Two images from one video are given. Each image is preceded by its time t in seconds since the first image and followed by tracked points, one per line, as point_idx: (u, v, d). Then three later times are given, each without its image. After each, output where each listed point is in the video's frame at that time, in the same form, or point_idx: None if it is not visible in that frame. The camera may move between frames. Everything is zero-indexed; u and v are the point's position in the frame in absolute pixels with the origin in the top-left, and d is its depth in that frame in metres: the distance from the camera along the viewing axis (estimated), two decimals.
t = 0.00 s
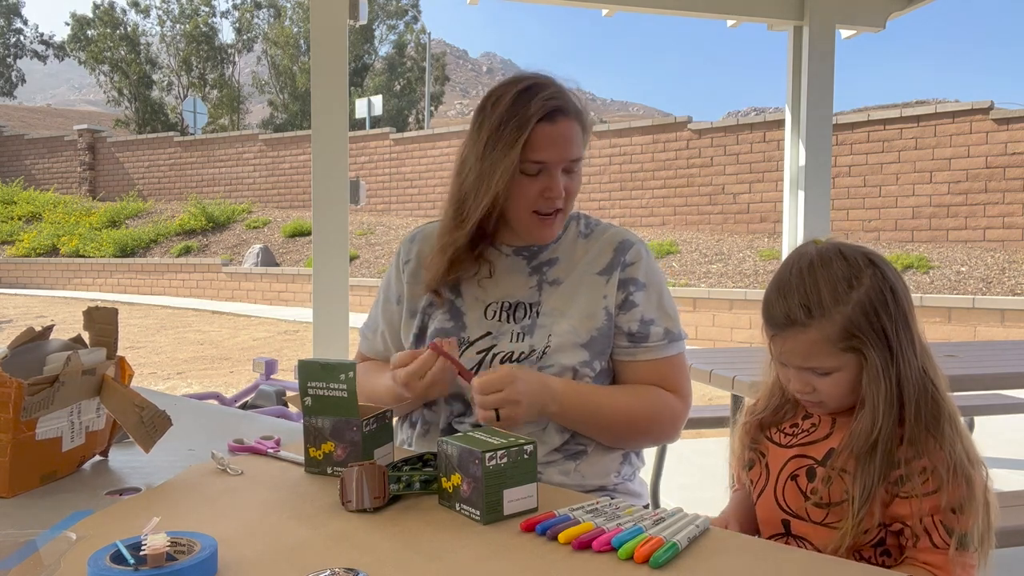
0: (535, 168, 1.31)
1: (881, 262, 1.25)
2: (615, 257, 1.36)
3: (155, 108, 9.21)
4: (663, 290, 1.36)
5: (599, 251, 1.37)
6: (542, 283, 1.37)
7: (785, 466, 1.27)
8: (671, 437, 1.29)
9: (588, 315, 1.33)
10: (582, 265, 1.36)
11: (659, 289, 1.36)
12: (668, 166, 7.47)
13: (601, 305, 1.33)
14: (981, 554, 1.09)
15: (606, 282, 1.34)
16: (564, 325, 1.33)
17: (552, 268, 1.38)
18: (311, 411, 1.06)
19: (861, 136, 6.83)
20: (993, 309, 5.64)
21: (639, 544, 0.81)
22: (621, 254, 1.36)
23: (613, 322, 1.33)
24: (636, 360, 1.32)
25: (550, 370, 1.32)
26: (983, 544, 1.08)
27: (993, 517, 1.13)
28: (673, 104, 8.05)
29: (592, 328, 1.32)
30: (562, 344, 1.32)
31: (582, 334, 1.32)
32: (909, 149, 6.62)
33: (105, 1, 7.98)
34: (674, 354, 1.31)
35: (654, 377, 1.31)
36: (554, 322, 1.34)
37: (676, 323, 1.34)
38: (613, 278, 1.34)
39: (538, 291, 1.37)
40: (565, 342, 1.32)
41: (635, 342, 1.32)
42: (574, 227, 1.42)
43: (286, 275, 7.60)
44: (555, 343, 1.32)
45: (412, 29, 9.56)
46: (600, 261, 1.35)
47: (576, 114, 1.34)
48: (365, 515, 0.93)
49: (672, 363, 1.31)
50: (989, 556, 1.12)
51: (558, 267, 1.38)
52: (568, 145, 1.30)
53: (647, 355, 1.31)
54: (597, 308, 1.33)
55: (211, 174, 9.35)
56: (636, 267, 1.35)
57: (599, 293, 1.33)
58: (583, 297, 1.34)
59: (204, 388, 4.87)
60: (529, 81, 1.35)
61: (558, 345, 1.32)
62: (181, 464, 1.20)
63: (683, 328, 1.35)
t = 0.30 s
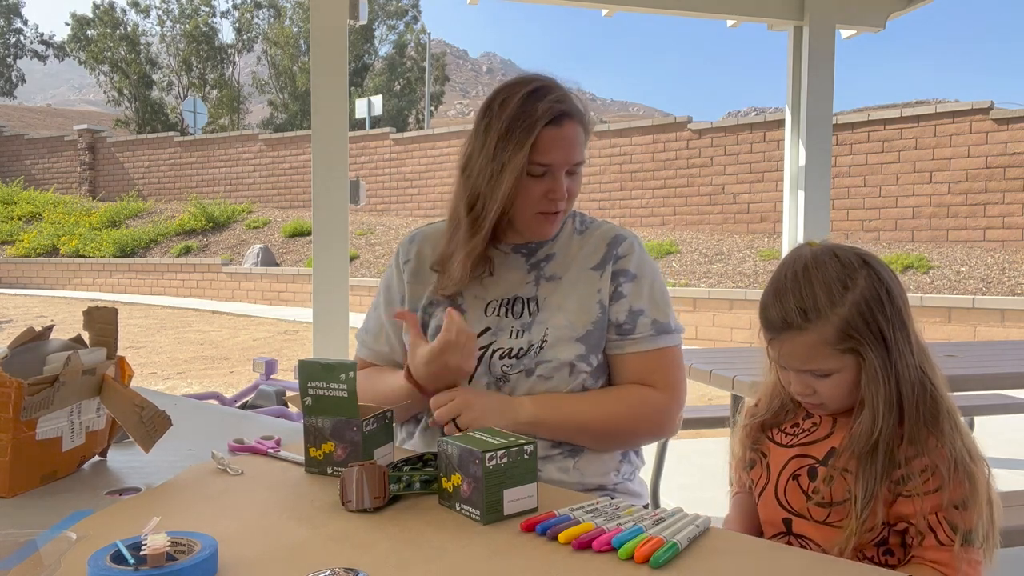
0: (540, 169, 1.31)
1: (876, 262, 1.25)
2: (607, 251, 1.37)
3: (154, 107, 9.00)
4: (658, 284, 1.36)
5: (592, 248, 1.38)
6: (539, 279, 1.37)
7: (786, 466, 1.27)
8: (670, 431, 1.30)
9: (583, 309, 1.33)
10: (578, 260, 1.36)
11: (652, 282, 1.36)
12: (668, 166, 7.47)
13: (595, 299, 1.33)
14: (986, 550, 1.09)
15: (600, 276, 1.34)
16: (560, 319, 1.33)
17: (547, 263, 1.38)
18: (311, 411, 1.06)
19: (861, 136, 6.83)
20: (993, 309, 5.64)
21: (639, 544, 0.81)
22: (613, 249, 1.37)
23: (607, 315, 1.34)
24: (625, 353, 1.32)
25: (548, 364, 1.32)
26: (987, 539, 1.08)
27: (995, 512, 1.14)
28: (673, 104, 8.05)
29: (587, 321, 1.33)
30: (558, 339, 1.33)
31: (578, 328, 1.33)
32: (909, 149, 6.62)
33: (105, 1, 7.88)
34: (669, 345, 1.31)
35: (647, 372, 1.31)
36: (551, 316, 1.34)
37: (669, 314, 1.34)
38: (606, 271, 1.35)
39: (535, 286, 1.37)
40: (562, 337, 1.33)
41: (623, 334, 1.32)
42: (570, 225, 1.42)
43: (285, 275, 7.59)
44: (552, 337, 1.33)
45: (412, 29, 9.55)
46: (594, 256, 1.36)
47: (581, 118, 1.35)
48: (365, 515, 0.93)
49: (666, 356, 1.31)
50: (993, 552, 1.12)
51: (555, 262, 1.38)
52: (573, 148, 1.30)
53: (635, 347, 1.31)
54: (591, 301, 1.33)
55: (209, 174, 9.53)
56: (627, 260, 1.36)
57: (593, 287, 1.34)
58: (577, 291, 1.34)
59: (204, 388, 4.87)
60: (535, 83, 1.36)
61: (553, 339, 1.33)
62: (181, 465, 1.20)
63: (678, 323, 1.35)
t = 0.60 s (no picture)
0: (511, 169, 1.32)
1: (875, 263, 1.25)
2: (610, 253, 1.37)
3: (155, 108, 9.19)
4: (659, 286, 1.37)
5: (595, 249, 1.38)
6: (541, 278, 1.37)
7: (787, 467, 1.27)
8: (674, 430, 1.30)
9: (587, 308, 1.34)
10: (581, 260, 1.37)
11: (655, 285, 1.37)
12: (669, 166, 7.47)
13: (598, 298, 1.34)
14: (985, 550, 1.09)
15: (603, 277, 1.35)
16: (564, 317, 1.33)
17: (550, 263, 1.38)
18: (311, 411, 1.06)
19: (861, 136, 6.83)
20: (993, 309, 5.64)
21: (639, 544, 0.81)
22: (616, 251, 1.38)
23: (610, 316, 1.34)
24: (632, 352, 1.32)
25: (550, 361, 1.32)
26: (987, 540, 1.08)
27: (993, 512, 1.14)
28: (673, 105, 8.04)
29: (590, 321, 1.33)
30: (562, 336, 1.32)
31: (581, 326, 1.33)
32: (909, 149, 6.62)
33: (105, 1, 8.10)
34: (672, 346, 1.32)
35: (652, 371, 1.31)
36: (555, 315, 1.34)
37: (673, 316, 1.34)
38: (610, 272, 1.35)
39: (537, 286, 1.36)
40: (565, 335, 1.33)
41: (631, 334, 1.32)
42: (571, 225, 1.42)
43: (285, 275, 7.58)
44: (556, 335, 1.33)
45: (412, 29, 9.56)
46: (597, 257, 1.37)
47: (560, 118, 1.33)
48: (366, 516, 0.93)
49: (669, 357, 1.31)
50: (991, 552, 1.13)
51: (557, 262, 1.38)
52: (545, 147, 1.30)
53: (645, 347, 1.31)
54: (595, 300, 1.34)
55: (210, 173, 9.03)
56: (631, 262, 1.36)
57: (597, 287, 1.34)
58: (580, 291, 1.35)
59: (204, 388, 4.87)
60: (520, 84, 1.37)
61: (558, 337, 1.32)
62: (181, 465, 1.20)
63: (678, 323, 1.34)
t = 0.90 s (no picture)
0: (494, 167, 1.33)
1: (870, 266, 1.25)
2: (615, 255, 1.37)
3: (155, 108, 9.16)
4: (663, 289, 1.37)
5: (599, 250, 1.38)
6: (546, 279, 1.37)
7: (788, 471, 1.27)
8: (677, 427, 1.30)
9: (592, 308, 1.34)
10: (586, 262, 1.37)
11: (660, 287, 1.37)
12: (669, 166, 7.47)
13: (605, 299, 1.34)
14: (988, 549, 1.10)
15: (609, 278, 1.35)
16: (570, 317, 1.33)
17: (554, 264, 1.38)
18: (312, 411, 1.06)
19: (861, 136, 6.82)
20: (993, 309, 5.64)
21: (639, 544, 0.81)
22: (621, 253, 1.38)
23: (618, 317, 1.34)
24: (638, 354, 1.31)
25: (558, 358, 1.30)
26: (990, 540, 1.09)
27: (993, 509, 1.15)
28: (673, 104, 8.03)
29: (597, 320, 1.33)
30: (568, 335, 1.32)
31: (588, 326, 1.32)
32: (909, 149, 6.62)
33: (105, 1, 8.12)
34: (676, 348, 1.31)
35: (657, 372, 1.31)
36: (561, 315, 1.34)
37: (676, 318, 1.35)
38: (617, 274, 1.35)
39: (543, 287, 1.37)
40: (571, 334, 1.32)
41: (638, 335, 1.31)
42: (575, 227, 1.42)
43: (285, 275, 7.58)
44: (562, 334, 1.32)
45: (412, 29, 9.62)
46: (603, 258, 1.37)
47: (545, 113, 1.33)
48: (364, 516, 0.93)
49: (673, 358, 1.31)
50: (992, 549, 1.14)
51: (561, 262, 1.39)
52: (522, 144, 1.29)
53: (650, 348, 1.31)
54: (602, 301, 1.34)
55: (211, 173, 8.96)
56: (637, 265, 1.36)
57: (602, 288, 1.35)
58: (586, 292, 1.35)
59: (204, 388, 4.88)
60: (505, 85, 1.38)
61: (565, 335, 1.32)
62: (181, 465, 1.20)
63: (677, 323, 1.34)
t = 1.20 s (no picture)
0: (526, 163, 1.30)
1: (870, 268, 1.25)
2: (621, 257, 1.37)
3: (155, 108, 9.13)
4: (670, 293, 1.39)
5: (604, 251, 1.38)
6: (548, 279, 1.37)
7: (787, 473, 1.27)
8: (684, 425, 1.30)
9: (598, 311, 1.34)
10: (591, 265, 1.37)
11: (666, 292, 1.38)
12: (669, 166, 7.47)
13: (611, 303, 1.34)
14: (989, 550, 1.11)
15: (616, 281, 1.36)
16: (574, 319, 1.33)
17: (557, 264, 1.38)
18: (311, 412, 1.06)
19: (861, 136, 6.81)
20: (992, 309, 5.64)
21: (639, 544, 0.81)
22: (628, 255, 1.38)
23: (626, 323, 1.35)
24: (653, 358, 1.34)
25: (559, 359, 1.31)
26: (992, 540, 1.10)
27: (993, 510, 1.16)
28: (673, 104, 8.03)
29: (600, 321, 1.34)
30: (570, 336, 1.33)
31: (591, 328, 1.33)
32: (909, 149, 6.61)
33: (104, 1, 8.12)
34: (681, 350, 1.35)
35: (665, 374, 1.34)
36: (564, 316, 1.34)
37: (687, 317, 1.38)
38: (624, 278, 1.36)
39: (545, 288, 1.36)
40: (573, 335, 1.33)
41: (657, 341, 1.34)
42: (577, 227, 1.42)
43: (285, 275, 7.58)
44: (564, 335, 1.33)
45: (413, 30, 9.50)
46: (608, 260, 1.37)
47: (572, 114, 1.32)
48: (364, 516, 0.93)
49: (677, 361, 1.35)
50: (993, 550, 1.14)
51: (564, 262, 1.38)
52: (558, 144, 1.28)
53: (665, 353, 1.34)
54: (608, 304, 1.34)
55: (211, 172, 8.98)
56: (645, 270, 1.37)
57: (608, 291, 1.35)
58: (591, 294, 1.35)
59: (204, 388, 4.88)
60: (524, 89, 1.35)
61: (565, 337, 1.33)
62: (181, 465, 1.20)
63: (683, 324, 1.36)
